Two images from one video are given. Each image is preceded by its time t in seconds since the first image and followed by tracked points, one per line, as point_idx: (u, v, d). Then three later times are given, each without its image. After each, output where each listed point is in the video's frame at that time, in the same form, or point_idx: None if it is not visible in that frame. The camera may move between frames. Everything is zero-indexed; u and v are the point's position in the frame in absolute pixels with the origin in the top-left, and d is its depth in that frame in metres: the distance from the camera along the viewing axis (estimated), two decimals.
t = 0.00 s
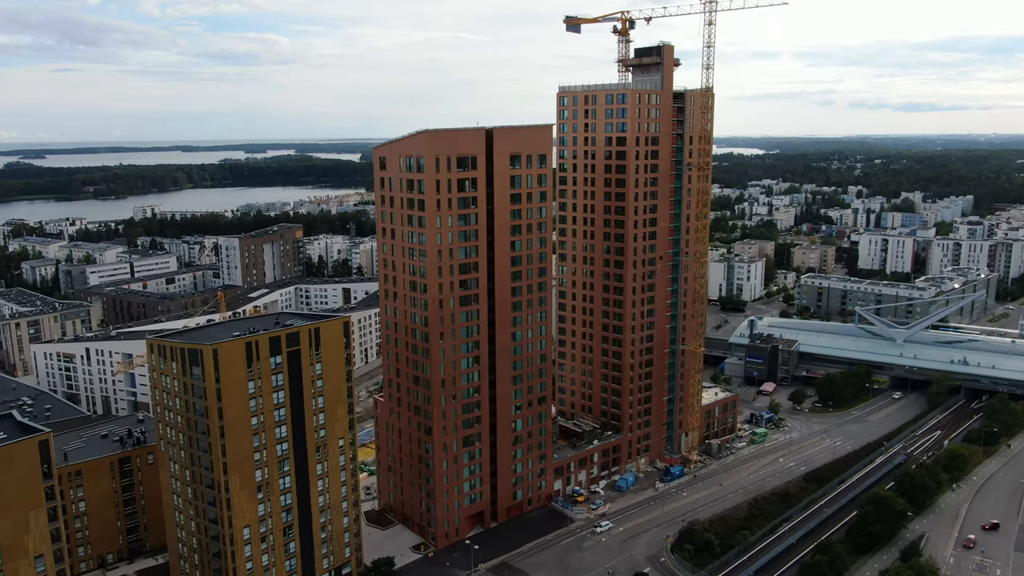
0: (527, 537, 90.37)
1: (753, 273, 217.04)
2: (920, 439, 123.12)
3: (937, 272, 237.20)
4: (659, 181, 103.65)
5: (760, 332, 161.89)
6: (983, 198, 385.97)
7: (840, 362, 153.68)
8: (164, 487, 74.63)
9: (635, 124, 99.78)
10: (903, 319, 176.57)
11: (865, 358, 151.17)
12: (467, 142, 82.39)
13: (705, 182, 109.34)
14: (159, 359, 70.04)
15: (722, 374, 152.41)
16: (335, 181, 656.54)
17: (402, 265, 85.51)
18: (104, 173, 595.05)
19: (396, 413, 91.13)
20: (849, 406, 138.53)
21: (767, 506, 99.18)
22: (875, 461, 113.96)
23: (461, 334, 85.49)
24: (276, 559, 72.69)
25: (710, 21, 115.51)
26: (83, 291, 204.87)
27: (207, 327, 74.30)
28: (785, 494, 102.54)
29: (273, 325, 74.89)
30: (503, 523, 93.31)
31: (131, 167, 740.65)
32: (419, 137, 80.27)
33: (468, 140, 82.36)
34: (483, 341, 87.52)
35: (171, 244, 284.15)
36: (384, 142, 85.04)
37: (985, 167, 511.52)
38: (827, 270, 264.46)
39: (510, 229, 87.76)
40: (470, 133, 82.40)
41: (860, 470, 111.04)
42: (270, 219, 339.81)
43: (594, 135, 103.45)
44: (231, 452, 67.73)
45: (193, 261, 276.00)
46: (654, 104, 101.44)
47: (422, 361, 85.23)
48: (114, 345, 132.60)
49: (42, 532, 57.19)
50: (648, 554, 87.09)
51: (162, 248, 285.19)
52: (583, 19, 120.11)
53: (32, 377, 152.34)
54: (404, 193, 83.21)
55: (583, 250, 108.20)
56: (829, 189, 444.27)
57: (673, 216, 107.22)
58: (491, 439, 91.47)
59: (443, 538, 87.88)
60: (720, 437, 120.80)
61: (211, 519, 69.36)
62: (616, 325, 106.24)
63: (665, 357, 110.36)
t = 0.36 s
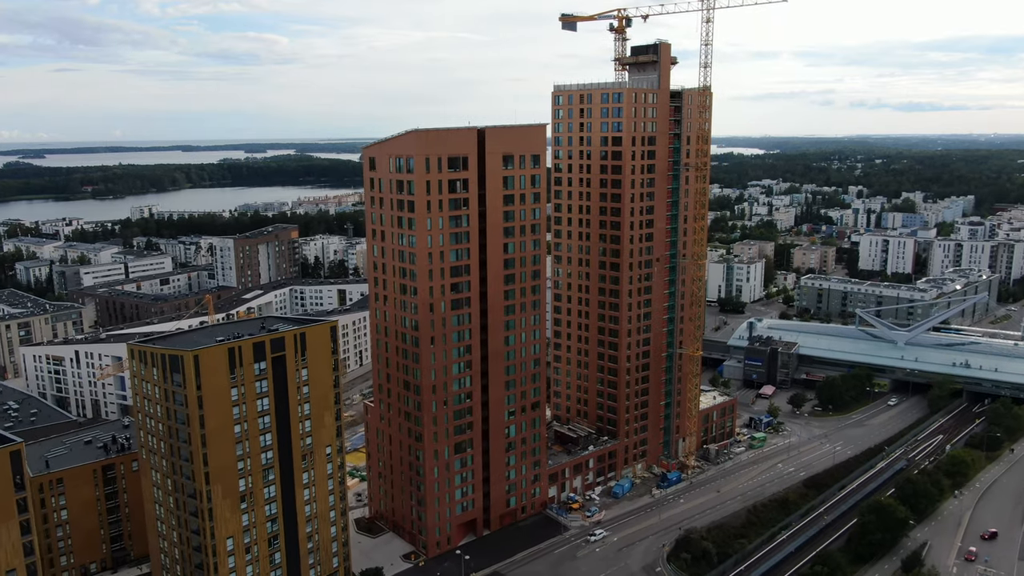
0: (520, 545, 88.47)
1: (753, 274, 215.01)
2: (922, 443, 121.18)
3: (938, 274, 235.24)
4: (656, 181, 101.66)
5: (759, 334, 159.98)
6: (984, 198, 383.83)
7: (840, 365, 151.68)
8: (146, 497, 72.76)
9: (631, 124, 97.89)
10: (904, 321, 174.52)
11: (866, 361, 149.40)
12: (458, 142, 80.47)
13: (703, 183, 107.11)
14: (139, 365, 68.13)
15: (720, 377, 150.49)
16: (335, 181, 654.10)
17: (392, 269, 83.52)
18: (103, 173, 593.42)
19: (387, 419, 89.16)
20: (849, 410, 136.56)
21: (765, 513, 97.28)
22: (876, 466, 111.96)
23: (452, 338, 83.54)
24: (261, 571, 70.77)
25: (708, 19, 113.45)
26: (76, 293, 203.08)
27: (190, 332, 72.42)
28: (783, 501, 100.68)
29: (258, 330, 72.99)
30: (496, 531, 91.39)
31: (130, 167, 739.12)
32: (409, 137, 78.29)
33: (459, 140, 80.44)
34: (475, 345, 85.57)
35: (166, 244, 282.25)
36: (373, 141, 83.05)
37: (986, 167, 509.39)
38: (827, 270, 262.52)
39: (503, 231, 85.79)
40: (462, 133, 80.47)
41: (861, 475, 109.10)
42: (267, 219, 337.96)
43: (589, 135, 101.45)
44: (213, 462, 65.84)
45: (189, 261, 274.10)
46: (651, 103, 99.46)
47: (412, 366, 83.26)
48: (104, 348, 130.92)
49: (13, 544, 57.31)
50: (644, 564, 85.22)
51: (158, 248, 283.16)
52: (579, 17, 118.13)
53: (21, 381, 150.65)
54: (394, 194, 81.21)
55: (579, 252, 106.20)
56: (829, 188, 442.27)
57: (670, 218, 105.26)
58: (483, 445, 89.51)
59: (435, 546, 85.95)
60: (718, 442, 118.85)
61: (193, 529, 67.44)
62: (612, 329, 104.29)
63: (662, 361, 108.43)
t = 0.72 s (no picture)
0: (512, 556, 86.27)
1: (752, 275, 212.76)
2: (924, 449, 118.94)
3: (939, 275, 233.11)
4: (652, 183, 99.51)
5: (758, 337, 157.81)
6: (985, 198, 381.48)
7: (841, 369, 149.39)
8: (125, 508, 70.61)
9: (627, 124, 95.60)
10: (904, 323, 172.35)
11: (866, 365, 147.21)
12: (447, 142, 78.29)
13: (701, 184, 104.77)
14: (116, 373, 65.96)
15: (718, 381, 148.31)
16: (334, 181, 651.64)
17: (380, 272, 81.26)
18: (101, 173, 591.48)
19: (375, 427, 86.97)
20: (850, 414, 134.35)
21: (763, 522, 95.06)
22: (877, 473, 109.72)
23: (442, 344, 81.31)
24: None
25: (706, 16, 111.25)
26: (67, 294, 200.98)
27: (170, 338, 70.19)
28: (782, 509, 98.55)
29: (240, 337, 70.83)
30: (487, 541, 89.16)
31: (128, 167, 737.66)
32: (396, 137, 76.12)
33: (448, 140, 78.26)
34: (466, 351, 83.35)
35: (161, 245, 280.01)
36: (360, 141, 80.81)
37: (987, 167, 506.92)
38: (828, 272, 260.07)
39: (494, 234, 83.57)
40: (451, 133, 78.29)
41: (861, 483, 106.87)
42: (264, 220, 335.81)
43: (584, 135, 99.28)
44: (191, 473, 63.65)
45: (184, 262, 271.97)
46: (647, 102, 97.31)
47: (401, 372, 81.05)
48: (91, 351, 128.84)
49: None
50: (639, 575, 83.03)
51: (152, 249, 280.88)
52: (574, 14, 115.98)
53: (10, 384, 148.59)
54: (382, 196, 78.96)
55: (573, 254, 103.96)
56: (830, 189, 440.01)
57: (667, 219, 102.95)
58: (474, 453, 87.29)
59: (424, 557, 83.70)
60: (716, 448, 116.63)
61: (171, 542, 65.18)
62: (607, 333, 102.06)
63: (658, 366, 106.21)
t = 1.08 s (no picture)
0: (505, 566, 84.24)
1: (751, 277, 210.78)
2: (925, 454, 116.92)
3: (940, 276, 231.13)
4: (649, 183, 97.52)
5: (757, 340, 155.76)
6: (986, 198, 379.57)
7: (841, 371, 147.33)
8: (104, 519, 68.59)
9: (622, 123, 93.56)
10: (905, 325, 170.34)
11: (867, 368, 145.19)
12: (437, 142, 76.25)
13: (698, 184, 102.66)
14: (93, 380, 63.92)
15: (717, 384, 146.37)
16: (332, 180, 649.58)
17: (368, 275, 79.18)
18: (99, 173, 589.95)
19: (365, 433, 84.92)
20: (850, 419, 132.34)
21: (761, 530, 93.02)
22: (878, 479, 107.69)
23: (431, 349, 79.26)
24: None
25: (703, 14, 109.20)
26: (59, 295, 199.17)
27: (150, 344, 68.18)
28: (781, 517, 96.54)
29: (222, 342, 68.81)
30: (480, 551, 87.07)
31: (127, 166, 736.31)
32: (384, 136, 74.02)
33: (438, 140, 76.22)
34: (457, 356, 81.30)
35: (157, 245, 278.01)
36: (348, 141, 78.78)
37: (988, 167, 504.84)
38: (828, 272, 258.03)
39: (486, 236, 81.53)
40: (441, 133, 76.23)
41: (862, 489, 104.85)
42: (261, 220, 334.03)
43: (579, 135, 97.28)
44: (170, 484, 61.60)
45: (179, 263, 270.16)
46: (643, 101, 95.31)
47: (389, 378, 78.99)
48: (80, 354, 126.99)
49: None
50: None
51: (148, 249, 278.93)
52: (569, 12, 113.97)
53: None
54: (370, 198, 76.90)
55: (568, 256, 101.90)
56: (830, 189, 438.21)
57: (663, 221, 100.93)
58: (465, 460, 85.23)
59: (414, 567, 81.64)
60: (714, 453, 114.61)
61: (150, 554, 63.12)
62: (602, 337, 100.06)
63: (655, 370, 104.19)
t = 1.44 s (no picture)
0: None
1: (750, 278, 208.44)
2: (927, 460, 114.63)
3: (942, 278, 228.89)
4: (645, 184, 95.29)
5: (756, 343, 153.47)
6: (986, 198, 377.47)
7: (841, 375, 145.09)
8: (79, 531, 66.32)
9: (617, 122, 91.28)
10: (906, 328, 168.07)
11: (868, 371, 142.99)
12: (425, 142, 73.94)
13: (696, 185, 100.30)
14: (66, 390, 61.63)
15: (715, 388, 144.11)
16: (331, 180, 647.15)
17: (355, 279, 76.85)
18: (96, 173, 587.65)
19: (352, 441, 82.65)
20: (850, 424, 130.12)
21: (759, 540, 90.80)
22: (879, 486, 105.48)
23: (420, 355, 76.92)
24: None
25: (700, 11, 106.88)
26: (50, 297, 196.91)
27: (127, 350, 65.88)
28: (779, 526, 94.30)
29: (201, 350, 66.53)
30: (470, 562, 84.78)
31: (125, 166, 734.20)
32: (370, 136, 71.63)
33: (427, 140, 73.95)
34: (446, 362, 78.99)
35: (151, 245, 275.88)
36: (334, 141, 76.48)
37: (988, 167, 502.27)
38: (828, 273, 255.78)
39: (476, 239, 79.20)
40: (429, 133, 73.93)
41: (863, 496, 102.58)
42: (257, 220, 331.92)
43: (573, 135, 95.00)
44: (145, 497, 59.33)
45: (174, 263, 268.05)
46: (639, 100, 93.03)
47: (377, 385, 76.72)
48: (67, 357, 124.85)
49: None
50: None
51: (142, 250, 276.59)
52: (564, 9, 111.59)
53: None
54: (357, 199, 74.61)
55: (562, 259, 99.57)
56: (830, 189, 436.04)
57: (660, 223, 98.65)
58: (456, 469, 82.92)
59: None
60: (711, 460, 112.37)
61: (125, 570, 60.78)
62: (597, 341, 97.79)
63: (651, 375, 101.90)
